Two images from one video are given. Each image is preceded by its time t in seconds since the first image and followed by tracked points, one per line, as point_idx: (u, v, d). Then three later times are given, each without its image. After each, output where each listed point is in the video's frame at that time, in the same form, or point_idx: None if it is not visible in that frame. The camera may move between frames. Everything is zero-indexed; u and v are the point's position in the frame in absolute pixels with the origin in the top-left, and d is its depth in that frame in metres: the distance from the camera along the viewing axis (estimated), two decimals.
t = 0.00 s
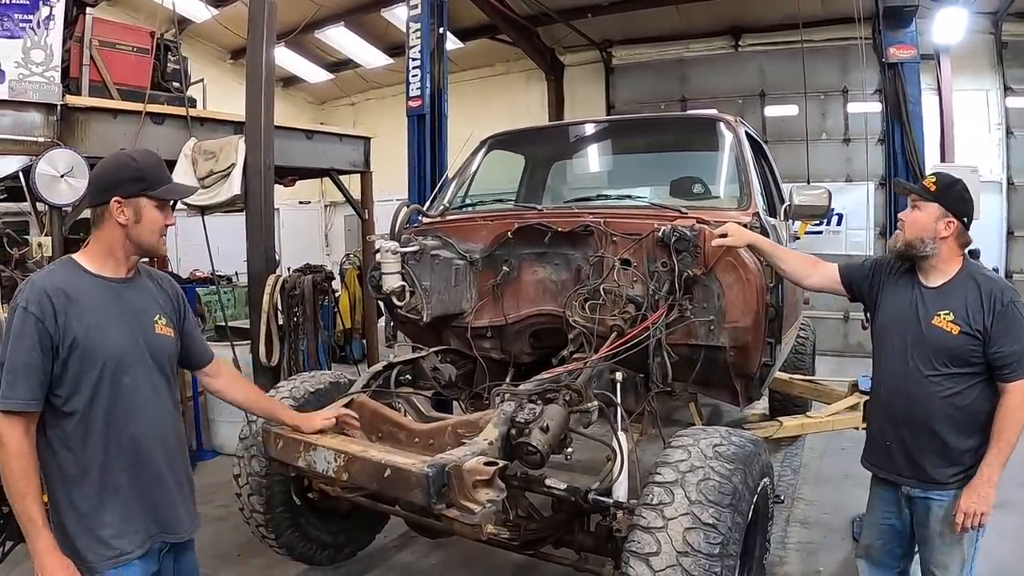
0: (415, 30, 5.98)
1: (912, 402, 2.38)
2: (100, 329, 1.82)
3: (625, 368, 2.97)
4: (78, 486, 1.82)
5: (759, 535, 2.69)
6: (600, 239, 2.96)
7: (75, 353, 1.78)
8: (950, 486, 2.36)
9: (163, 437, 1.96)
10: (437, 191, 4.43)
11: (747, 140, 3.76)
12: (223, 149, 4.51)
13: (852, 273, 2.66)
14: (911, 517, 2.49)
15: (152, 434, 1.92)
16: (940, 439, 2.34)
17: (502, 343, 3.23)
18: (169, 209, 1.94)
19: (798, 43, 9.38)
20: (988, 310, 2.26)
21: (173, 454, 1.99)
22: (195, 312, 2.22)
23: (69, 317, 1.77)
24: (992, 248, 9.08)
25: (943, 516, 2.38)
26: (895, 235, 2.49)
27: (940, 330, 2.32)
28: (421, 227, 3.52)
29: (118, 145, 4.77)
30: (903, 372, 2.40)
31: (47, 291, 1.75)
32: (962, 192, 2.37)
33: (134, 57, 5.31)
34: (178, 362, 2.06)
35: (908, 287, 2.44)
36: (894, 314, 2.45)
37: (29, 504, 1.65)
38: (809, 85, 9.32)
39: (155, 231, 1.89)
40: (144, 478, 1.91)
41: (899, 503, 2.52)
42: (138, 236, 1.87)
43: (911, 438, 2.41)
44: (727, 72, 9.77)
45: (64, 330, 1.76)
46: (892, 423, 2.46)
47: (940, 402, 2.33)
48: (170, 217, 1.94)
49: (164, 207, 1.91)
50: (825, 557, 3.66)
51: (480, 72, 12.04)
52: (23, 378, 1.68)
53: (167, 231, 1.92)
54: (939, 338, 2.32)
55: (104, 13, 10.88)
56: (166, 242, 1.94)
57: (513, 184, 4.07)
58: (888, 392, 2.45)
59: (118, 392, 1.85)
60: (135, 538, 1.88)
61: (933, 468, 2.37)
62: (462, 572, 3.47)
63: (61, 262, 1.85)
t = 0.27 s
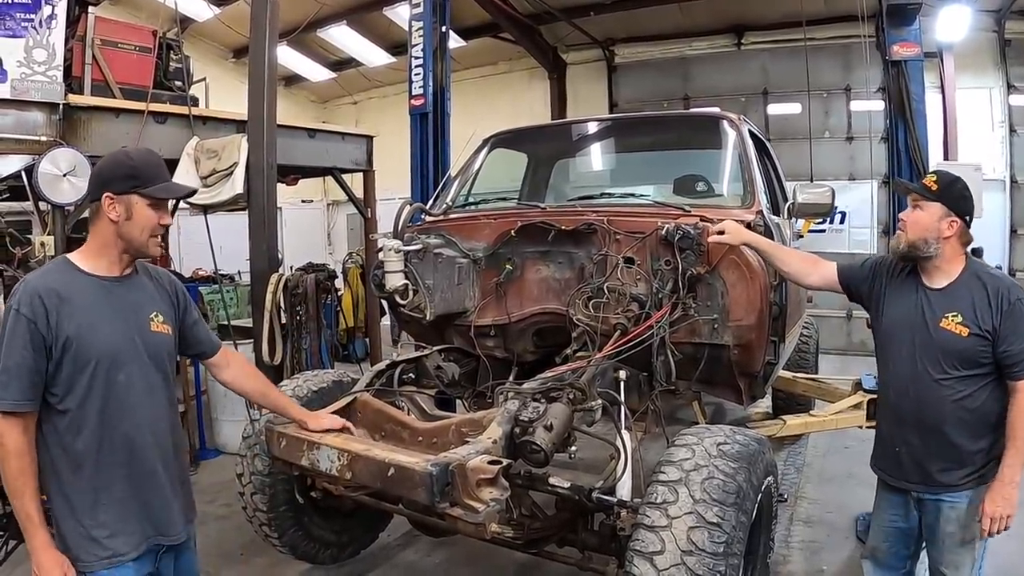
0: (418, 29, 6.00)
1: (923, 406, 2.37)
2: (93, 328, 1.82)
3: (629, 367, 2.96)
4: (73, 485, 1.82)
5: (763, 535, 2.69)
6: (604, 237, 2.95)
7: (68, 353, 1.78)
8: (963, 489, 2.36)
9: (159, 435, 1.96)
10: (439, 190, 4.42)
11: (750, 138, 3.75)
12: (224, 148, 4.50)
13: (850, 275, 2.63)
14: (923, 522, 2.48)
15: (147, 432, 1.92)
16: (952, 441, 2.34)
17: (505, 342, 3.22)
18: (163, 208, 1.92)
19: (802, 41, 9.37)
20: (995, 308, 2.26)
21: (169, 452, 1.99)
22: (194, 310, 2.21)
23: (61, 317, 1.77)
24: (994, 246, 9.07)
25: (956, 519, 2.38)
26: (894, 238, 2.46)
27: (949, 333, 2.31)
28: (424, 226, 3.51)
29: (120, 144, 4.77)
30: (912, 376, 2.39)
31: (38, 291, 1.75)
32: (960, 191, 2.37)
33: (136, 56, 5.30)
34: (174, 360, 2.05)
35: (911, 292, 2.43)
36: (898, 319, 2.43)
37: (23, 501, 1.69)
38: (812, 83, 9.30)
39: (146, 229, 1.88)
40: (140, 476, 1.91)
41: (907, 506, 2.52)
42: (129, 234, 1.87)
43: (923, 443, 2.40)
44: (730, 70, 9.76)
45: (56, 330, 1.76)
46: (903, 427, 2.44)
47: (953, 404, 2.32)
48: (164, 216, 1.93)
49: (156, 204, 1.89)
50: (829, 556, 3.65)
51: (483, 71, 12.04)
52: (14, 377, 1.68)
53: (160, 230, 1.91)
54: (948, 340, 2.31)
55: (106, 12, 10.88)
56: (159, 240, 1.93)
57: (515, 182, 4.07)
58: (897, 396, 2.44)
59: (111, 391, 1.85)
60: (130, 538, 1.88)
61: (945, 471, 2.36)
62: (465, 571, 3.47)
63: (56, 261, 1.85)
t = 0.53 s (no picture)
0: (423, 27, 6.01)
1: (935, 408, 2.36)
2: (85, 330, 1.80)
3: (635, 365, 2.97)
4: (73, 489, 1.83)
5: (768, 535, 2.68)
6: (610, 235, 2.95)
7: (59, 357, 1.77)
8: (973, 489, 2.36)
9: (159, 437, 1.94)
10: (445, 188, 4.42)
11: (757, 137, 3.74)
12: (230, 145, 4.51)
13: (854, 275, 2.62)
14: (933, 524, 2.49)
15: (147, 434, 1.91)
16: (963, 441, 2.34)
17: (511, 340, 3.22)
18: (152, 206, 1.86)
19: (808, 40, 9.34)
20: (1005, 306, 2.26)
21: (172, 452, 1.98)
22: (198, 304, 2.20)
23: (52, 320, 1.76)
24: (1000, 246, 9.05)
25: (967, 521, 2.37)
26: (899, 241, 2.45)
27: (960, 334, 2.31)
28: (430, 223, 3.51)
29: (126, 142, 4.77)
30: (924, 380, 2.38)
31: (26, 296, 1.74)
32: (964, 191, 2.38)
33: (142, 54, 5.31)
34: (177, 358, 2.04)
35: (921, 296, 2.41)
36: (907, 324, 2.43)
37: None
38: (818, 82, 9.27)
39: (133, 230, 1.82)
40: (142, 478, 1.89)
41: (917, 508, 2.51)
42: (117, 233, 1.82)
43: (935, 446, 2.40)
44: (735, 69, 9.74)
45: (46, 334, 1.75)
46: (913, 431, 2.44)
47: (966, 405, 2.31)
48: (154, 215, 1.86)
49: (144, 203, 1.83)
50: (833, 555, 3.64)
51: (487, 69, 12.04)
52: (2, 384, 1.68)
53: (149, 230, 1.85)
54: (959, 341, 2.30)
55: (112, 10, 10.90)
56: (148, 241, 1.86)
57: (520, 180, 4.06)
58: (907, 399, 2.43)
59: (105, 394, 1.83)
60: (133, 541, 1.86)
61: (956, 472, 2.36)
62: (469, 569, 3.46)
63: (48, 263, 1.85)
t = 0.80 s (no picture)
0: (432, 25, 6.01)
1: (945, 406, 2.36)
2: (87, 332, 1.77)
3: (643, 364, 2.96)
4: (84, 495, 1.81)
5: (776, 535, 2.68)
6: (619, 234, 2.95)
7: (63, 361, 1.74)
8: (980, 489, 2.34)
9: (169, 435, 1.92)
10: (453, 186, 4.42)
11: (766, 137, 3.73)
12: (239, 142, 4.52)
13: (865, 279, 2.64)
14: (942, 523, 2.47)
15: (155, 434, 1.89)
16: (973, 440, 2.33)
17: (519, 338, 3.22)
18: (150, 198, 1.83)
19: (817, 39, 9.31)
20: (1016, 304, 2.27)
21: (184, 449, 1.96)
22: (198, 288, 2.17)
23: (52, 324, 1.73)
24: (1008, 247, 9.02)
25: (975, 520, 2.37)
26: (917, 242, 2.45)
27: (972, 332, 2.31)
28: (438, 221, 3.52)
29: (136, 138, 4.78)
30: (934, 378, 2.38)
31: (23, 300, 1.71)
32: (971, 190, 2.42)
33: (150, 50, 5.32)
34: (182, 351, 2.01)
35: (933, 295, 2.42)
36: (917, 321, 2.43)
37: None
38: (826, 81, 9.24)
39: (133, 225, 1.80)
40: (154, 478, 1.88)
41: (925, 509, 2.52)
42: (115, 229, 1.79)
43: (945, 445, 2.39)
44: (744, 68, 9.72)
45: (49, 339, 1.72)
46: (924, 430, 2.43)
47: (978, 404, 2.31)
48: (152, 207, 1.84)
49: (142, 195, 1.81)
50: (840, 556, 3.64)
51: (495, 67, 12.04)
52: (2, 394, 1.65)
53: (148, 224, 1.82)
54: (971, 340, 2.30)
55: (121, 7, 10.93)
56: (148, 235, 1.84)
57: (528, 178, 4.06)
58: (918, 398, 2.43)
59: (109, 395, 1.81)
60: (149, 543, 1.86)
61: (967, 472, 2.35)
62: (476, 567, 3.46)
63: (46, 264, 1.81)
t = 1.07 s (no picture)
0: (440, 18, 6.01)
1: (951, 400, 2.34)
2: (95, 334, 1.72)
3: (651, 359, 2.96)
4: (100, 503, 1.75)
5: (784, 531, 2.67)
6: (628, 228, 2.94)
7: (73, 366, 1.68)
8: (981, 482, 2.34)
9: (183, 435, 1.88)
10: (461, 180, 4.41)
11: (775, 132, 3.72)
12: (247, 135, 4.53)
13: (870, 279, 2.63)
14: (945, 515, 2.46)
15: (169, 436, 1.84)
16: (978, 435, 2.32)
17: (527, 332, 3.22)
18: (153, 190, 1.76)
19: (826, 34, 9.26)
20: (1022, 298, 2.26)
21: (198, 448, 1.92)
22: (195, 281, 2.13)
23: (59, 328, 1.66)
24: (1017, 245, 8.98)
25: (978, 513, 2.36)
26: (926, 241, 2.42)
27: (978, 327, 2.30)
28: (446, 215, 3.51)
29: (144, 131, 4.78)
30: (940, 372, 2.36)
31: (26, 304, 1.64)
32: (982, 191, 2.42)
33: (157, 44, 5.33)
34: (189, 348, 1.96)
35: (938, 292, 2.40)
36: (923, 316, 2.41)
37: None
38: (835, 77, 9.20)
39: (136, 220, 1.74)
40: (170, 480, 1.84)
41: (928, 501, 2.50)
42: (116, 224, 1.73)
43: (948, 438, 2.37)
44: (752, 63, 9.68)
45: (57, 344, 1.66)
46: (927, 424, 2.41)
47: (981, 398, 2.30)
48: (155, 201, 1.77)
49: (145, 189, 1.74)
50: (847, 553, 3.63)
51: (502, 62, 12.02)
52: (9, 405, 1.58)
53: (151, 220, 1.76)
54: (977, 334, 2.29)
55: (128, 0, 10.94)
56: (151, 229, 1.78)
57: (536, 172, 4.04)
58: (921, 392, 2.41)
59: (121, 399, 1.75)
60: (169, 546, 1.82)
61: (970, 464, 2.34)
62: (482, 562, 3.46)
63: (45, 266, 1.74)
